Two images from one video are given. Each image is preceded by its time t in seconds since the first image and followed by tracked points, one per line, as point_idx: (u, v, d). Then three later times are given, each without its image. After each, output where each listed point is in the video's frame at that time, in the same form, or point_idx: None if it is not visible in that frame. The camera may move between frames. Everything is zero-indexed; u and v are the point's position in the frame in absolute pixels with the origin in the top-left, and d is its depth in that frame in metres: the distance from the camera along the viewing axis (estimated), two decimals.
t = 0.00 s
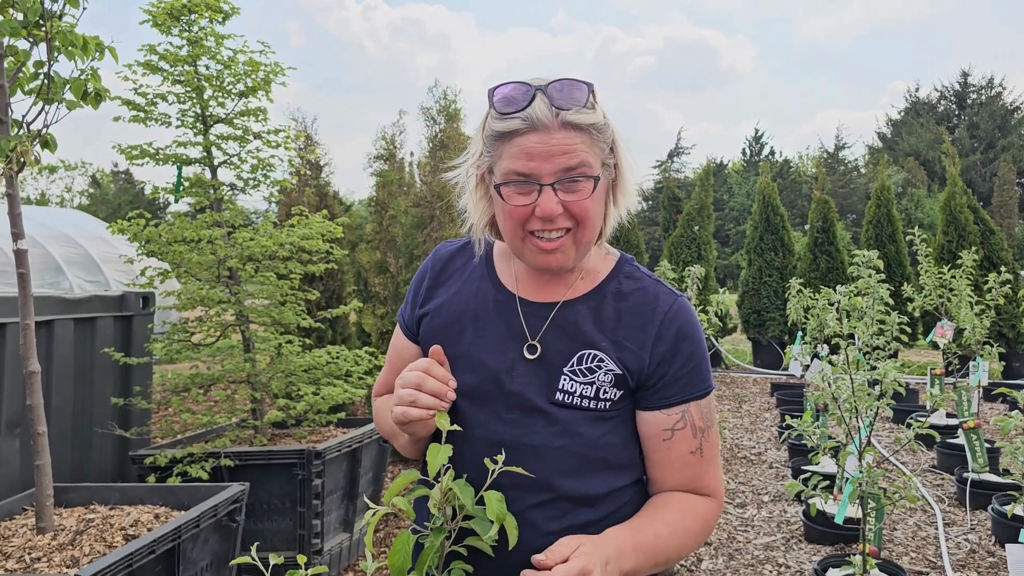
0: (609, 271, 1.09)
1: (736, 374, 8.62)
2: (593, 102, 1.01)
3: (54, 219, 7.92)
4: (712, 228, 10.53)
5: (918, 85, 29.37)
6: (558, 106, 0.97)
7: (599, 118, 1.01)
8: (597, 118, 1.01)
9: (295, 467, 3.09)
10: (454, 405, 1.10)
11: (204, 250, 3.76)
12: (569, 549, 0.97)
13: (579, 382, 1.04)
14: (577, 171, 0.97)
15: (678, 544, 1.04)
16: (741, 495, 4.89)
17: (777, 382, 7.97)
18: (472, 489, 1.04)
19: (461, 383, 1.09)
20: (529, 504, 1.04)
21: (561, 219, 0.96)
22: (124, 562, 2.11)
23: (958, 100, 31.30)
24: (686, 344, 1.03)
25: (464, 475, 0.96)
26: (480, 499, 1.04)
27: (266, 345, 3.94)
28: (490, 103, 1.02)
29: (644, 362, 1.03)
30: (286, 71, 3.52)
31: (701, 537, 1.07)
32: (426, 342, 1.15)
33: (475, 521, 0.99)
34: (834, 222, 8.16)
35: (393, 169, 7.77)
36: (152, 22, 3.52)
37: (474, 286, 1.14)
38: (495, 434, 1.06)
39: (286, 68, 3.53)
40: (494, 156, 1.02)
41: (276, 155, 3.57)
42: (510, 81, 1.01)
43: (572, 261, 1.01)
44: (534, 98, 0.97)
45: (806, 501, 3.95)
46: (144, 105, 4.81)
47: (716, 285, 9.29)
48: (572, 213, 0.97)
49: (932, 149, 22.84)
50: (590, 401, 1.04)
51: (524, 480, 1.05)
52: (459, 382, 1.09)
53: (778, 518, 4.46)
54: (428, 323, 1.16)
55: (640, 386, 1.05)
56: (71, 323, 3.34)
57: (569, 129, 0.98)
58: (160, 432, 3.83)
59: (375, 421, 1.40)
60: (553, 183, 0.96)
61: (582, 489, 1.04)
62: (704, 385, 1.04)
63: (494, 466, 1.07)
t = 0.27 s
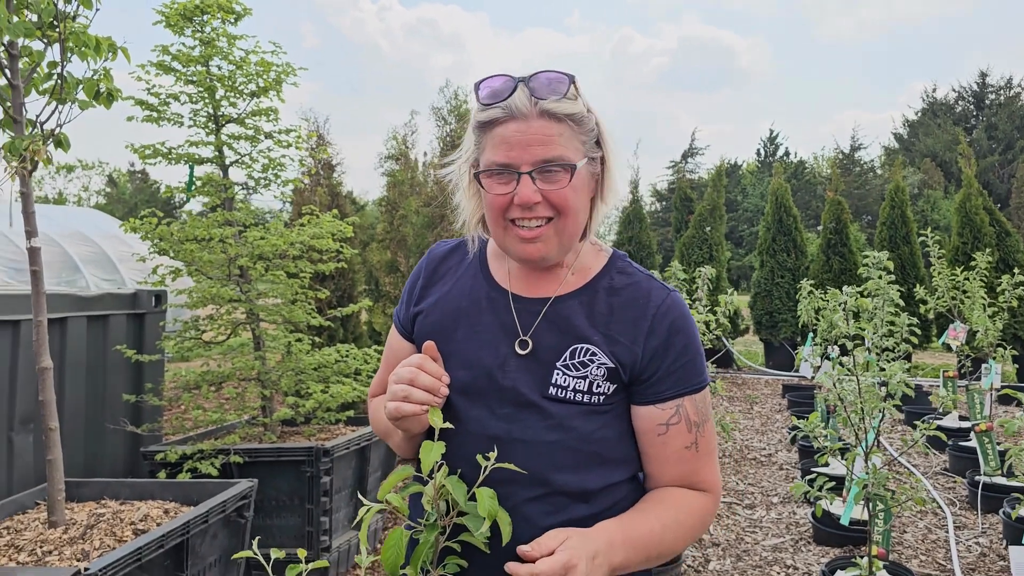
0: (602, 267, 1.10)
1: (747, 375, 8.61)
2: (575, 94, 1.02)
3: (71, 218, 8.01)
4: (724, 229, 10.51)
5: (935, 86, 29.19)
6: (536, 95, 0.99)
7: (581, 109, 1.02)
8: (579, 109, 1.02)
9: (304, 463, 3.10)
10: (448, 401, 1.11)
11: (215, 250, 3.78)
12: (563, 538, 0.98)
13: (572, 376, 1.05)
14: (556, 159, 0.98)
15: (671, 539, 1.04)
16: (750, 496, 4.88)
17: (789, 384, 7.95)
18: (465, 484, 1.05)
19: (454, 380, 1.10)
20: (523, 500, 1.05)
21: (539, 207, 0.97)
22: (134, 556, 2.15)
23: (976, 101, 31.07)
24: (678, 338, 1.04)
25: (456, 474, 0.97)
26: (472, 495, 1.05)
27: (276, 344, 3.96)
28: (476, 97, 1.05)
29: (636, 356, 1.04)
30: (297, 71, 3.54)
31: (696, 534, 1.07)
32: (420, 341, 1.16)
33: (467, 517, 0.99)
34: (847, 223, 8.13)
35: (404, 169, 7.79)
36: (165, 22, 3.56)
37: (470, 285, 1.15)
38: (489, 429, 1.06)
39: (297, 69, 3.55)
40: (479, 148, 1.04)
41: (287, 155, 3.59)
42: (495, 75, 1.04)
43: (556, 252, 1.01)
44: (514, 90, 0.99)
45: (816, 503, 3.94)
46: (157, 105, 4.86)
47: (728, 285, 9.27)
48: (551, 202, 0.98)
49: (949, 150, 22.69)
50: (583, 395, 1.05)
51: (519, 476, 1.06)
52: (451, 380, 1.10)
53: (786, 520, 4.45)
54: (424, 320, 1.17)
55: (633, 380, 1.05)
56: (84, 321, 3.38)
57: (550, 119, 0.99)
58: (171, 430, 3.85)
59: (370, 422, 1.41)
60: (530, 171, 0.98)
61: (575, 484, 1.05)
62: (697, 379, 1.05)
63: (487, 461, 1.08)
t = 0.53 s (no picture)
0: (583, 260, 1.09)
1: (761, 378, 8.64)
2: (545, 84, 1.06)
3: (91, 219, 8.13)
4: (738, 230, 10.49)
5: (954, 88, 28.99)
6: (506, 82, 1.04)
7: (550, 97, 1.05)
8: (548, 97, 1.05)
9: (314, 461, 3.14)
10: (433, 391, 1.08)
11: (227, 250, 3.81)
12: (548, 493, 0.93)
13: (555, 361, 1.01)
14: (519, 135, 1.00)
15: (656, 520, 0.99)
16: (759, 498, 4.89)
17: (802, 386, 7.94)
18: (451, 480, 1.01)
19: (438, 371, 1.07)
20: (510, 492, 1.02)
21: (501, 177, 0.98)
22: (146, 550, 2.15)
23: (997, 102, 30.83)
24: (658, 322, 1.01)
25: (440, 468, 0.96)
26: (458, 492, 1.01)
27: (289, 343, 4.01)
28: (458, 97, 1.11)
29: (617, 341, 1.01)
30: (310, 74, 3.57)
31: (680, 520, 1.03)
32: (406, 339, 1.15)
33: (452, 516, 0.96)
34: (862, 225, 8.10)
35: (418, 170, 7.84)
36: (179, 27, 3.61)
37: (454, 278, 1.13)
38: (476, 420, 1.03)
39: (310, 72, 3.58)
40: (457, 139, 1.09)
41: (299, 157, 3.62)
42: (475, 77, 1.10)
43: (527, 232, 1.01)
44: (487, 80, 1.05)
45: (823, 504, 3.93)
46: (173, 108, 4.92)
47: (741, 287, 9.25)
48: (514, 175, 0.99)
49: (968, 151, 22.54)
50: (567, 380, 1.01)
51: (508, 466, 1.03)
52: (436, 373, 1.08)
53: (795, 523, 4.46)
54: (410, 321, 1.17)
55: (616, 366, 1.02)
56: (99, 321, 3.44)
57: (517, 102, 1.03)
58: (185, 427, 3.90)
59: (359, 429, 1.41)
60: (496, 146, 1.00)
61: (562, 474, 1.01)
62: (680, 366, 1.02)
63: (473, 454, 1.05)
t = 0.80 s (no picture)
0: (566, 257, 1.03)
1: (772, 379, 8.63)
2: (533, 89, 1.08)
3: (106, 220, 8.22)
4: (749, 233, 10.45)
5: (970, 89, 28.83)
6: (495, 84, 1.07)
7: (538, 101, 1.06)
8: (537, 100, 1.06)
9: (323, 460, 3.15)
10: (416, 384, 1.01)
11: (239, 250, 3.85)
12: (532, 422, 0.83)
13: (540, 350, 0.95)
14: (506, 124, 1.00)
15: (634, 492, 0.90)
16: (768, 499, 4.78)
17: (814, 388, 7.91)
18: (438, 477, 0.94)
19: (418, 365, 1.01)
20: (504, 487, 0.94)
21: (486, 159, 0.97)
22: (157, 546, 2.11)
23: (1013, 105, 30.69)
24: (637, 311, 0.95)
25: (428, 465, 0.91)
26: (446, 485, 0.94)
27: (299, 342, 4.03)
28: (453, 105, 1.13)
29: (597, 327, 0.94)
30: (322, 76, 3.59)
31: (661, 501, 0.93)
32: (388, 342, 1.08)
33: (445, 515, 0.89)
34: (875, 227, 8.09)
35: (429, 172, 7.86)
36: (193, 30, 3.65)
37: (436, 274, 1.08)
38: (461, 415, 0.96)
39: (322, 73, 3.59)
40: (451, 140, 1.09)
41: (310, 159, 3.64)
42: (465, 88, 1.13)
43: (508, 215, 0.99)
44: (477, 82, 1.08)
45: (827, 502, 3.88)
46: (185, 111, 4.96)
47: (752, 289, 9.22)
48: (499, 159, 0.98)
49: (983, 153, 22.43)
50: (551, 369, 0.94)
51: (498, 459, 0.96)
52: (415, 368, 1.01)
53: (803, 523, 4.30)
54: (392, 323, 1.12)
55: (598, 355, 0.95)
56: (114, 319, 3.51)
57: (505, 99, 1.04)
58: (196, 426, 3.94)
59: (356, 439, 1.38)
60: (483, 133, 1.00)
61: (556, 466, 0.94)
62: (662, 354, 0.95)
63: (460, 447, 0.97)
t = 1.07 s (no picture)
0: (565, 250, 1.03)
1: (782, 375, 8.63)
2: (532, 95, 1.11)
3: (119, 216, 8.28)
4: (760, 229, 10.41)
5: (986, 84, 28.61)
6: (503, 89, 1.09)
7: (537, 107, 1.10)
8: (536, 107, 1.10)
9: (333, 454, 3.17)
10: (421, 372, 0.99)
11: (249, 246, 3.86)
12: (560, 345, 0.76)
13: (544, 340, 0.93)
14: (529, 128, 1.02)
15: (634, 448, 0.82)
16: (776, 495, 4.74)
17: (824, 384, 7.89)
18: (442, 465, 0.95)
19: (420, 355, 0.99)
20: (510, 475, 0.93)
21: (524, 159, 0.97)
22: (167, 538, 2.09)
23: None
24: (635, 298, 0.94)
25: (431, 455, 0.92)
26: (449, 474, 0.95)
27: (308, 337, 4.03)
28: (444, 110, 1.13)
29: (595, 311, 0.93)
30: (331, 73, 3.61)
31: (654, 475, 0.86)
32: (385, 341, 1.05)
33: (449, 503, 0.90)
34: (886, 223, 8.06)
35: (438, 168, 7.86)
36: (204, 28, 3.66)
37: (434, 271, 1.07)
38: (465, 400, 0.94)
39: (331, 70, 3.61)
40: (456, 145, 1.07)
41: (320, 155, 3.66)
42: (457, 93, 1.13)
43: (540, 215, 0.99)
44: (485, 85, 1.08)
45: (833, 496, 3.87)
46: (196, 108, 4.99)
47: (763, 285, 9.18)
48: (534, 160, 0.98)
49: (998, 148, 22.26)
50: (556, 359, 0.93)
51: (502, 444, 0.93)
52: (416, 360, 0.99)
53: (811, 519, 4.26)
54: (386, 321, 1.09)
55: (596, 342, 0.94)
56: (126, 314, 3.56)
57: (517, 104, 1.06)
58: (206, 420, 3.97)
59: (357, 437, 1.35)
60: (512, 133, 1.01)
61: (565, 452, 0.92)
62: (657, 336, 0.93)
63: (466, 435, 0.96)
